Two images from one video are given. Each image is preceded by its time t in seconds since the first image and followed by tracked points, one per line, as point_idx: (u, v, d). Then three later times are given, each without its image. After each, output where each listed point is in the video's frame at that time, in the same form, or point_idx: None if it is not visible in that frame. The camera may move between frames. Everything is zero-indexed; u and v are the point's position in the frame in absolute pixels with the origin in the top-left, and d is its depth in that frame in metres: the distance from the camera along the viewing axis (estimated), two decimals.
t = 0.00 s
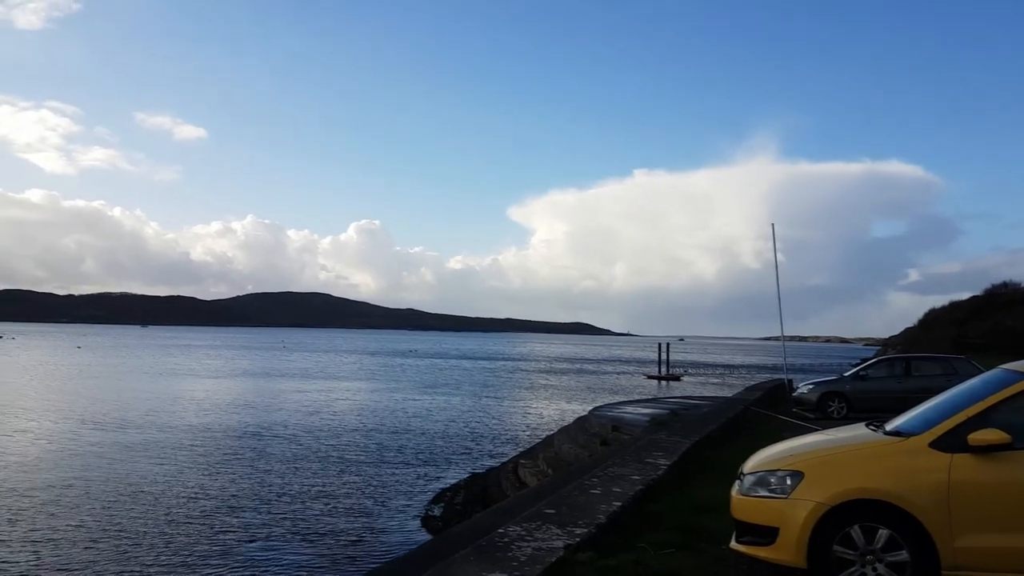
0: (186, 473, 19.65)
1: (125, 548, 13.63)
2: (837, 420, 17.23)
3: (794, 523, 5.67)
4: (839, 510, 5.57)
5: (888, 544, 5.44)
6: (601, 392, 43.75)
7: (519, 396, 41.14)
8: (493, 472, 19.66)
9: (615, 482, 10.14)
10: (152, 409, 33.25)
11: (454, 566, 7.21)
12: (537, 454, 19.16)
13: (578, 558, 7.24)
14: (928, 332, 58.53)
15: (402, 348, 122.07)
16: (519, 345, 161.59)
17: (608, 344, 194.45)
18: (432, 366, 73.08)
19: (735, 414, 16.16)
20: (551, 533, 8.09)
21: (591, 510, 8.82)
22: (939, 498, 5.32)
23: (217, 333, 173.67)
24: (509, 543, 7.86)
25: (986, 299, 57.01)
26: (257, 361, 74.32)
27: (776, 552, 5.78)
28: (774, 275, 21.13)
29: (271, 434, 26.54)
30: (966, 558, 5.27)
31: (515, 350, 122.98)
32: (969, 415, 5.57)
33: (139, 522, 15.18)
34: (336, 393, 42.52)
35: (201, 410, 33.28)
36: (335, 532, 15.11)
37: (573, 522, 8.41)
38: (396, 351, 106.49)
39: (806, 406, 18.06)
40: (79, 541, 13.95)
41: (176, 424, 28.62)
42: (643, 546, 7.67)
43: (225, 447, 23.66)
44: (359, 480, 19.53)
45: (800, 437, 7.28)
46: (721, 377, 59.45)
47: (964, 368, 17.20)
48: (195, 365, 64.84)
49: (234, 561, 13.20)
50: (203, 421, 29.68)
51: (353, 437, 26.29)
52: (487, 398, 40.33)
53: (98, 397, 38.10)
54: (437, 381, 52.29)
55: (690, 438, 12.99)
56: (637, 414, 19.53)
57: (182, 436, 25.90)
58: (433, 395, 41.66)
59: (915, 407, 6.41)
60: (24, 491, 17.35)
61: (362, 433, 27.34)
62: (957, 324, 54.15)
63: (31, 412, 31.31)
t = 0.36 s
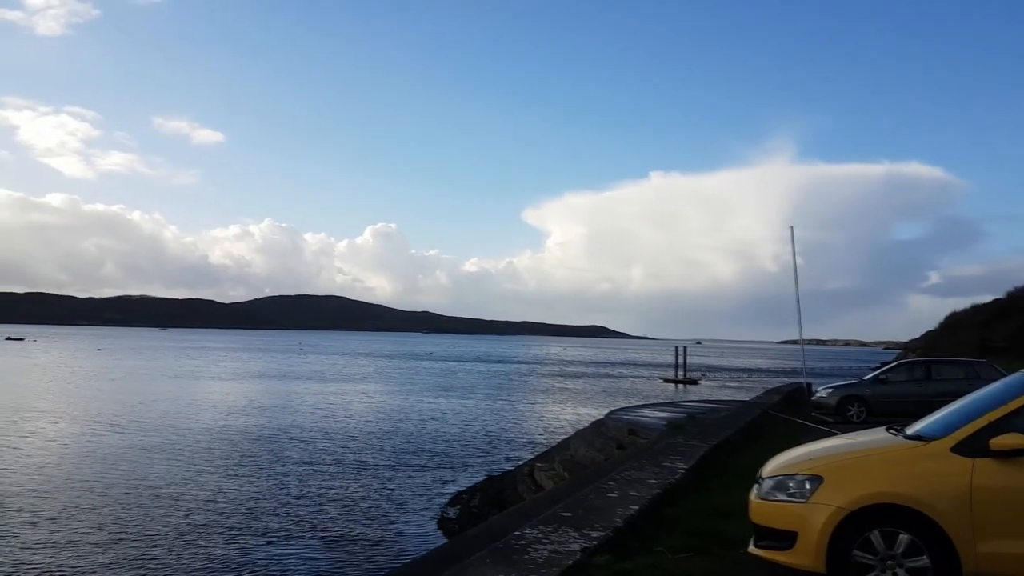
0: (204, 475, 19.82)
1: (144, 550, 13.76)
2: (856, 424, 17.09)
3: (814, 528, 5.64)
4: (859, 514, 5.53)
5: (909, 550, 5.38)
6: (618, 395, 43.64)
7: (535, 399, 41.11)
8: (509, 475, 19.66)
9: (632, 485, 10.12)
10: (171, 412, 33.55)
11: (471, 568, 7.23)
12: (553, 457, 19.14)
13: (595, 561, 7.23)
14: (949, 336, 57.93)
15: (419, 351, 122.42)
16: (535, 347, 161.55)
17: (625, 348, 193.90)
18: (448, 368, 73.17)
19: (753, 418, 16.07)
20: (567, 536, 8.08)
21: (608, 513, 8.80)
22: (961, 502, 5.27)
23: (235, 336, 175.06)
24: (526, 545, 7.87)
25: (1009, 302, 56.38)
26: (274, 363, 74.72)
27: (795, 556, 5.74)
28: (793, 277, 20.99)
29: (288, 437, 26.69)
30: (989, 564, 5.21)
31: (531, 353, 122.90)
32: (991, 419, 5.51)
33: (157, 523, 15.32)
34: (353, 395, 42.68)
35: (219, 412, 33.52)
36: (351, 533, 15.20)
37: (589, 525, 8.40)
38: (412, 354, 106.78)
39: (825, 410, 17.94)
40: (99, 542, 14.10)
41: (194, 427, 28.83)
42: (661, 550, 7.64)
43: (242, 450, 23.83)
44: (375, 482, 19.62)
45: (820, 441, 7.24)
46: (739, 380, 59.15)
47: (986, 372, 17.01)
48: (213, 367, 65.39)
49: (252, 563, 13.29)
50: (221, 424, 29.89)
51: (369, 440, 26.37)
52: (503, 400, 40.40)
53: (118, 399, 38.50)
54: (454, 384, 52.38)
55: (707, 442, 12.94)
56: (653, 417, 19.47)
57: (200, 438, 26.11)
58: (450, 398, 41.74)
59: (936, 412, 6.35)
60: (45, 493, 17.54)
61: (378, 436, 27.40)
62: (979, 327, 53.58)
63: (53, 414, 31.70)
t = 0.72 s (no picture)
0: (222, 476, 19.94)
1: (163, 549, 13.87)
2: (875, 426, 16.96)
3: (832, 530, 5.62)
4: (878, 516, 5.50)
5: (929, 552, 5.35)
6: (634, 397, 43.56)
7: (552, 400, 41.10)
8: (525, 476, 19.68)
9: (649, 486, 10.11)
10: (190, 411, 33.83)
11: (488, 568, 7.26)
12: (569, 458, 19.14)
13: (612, 563, 7.23)
14: (970, 337, 57.37)
15: (435, 351, 122.79)
16: (550, 348, 161.49)
17: (641, 349, 193.56)
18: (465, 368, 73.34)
19: (771, 420, 15.99)
20: (584, 537, 8.09)
21: (625, 515, 8.80)
22: (981, 505, 5.23)
23: (253, 336, 176.29)
24: (543, 546, 7.88)
25: None
26: (292, 363, 75.14)
27: (813, 558, 5.72)
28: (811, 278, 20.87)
29: (305, 437, 26.84)
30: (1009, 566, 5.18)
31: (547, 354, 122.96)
32: (1012, 421, 5.47)
33: (176, 523, 15.42)
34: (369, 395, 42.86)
35: (238, 412, 33.75)
36: (369, 533, 15.30)
37: (606, 526, 8.41)
38: (427, 355, 107.10)
39: (844, 411, 17.82)
40: (121, 542, 14.22)
41: (213, 427, 29.05)
42: (678, 551, 7.64)
43: (260, 450, 23.99)
44: (392, 482, 19.70)
45: (839, 443, 7.20)
46: (756, 382, 58.93)
47: (1008, 373, 16.83)
48: (231, 367, 65.86)
49: (269, 562, 13.38)
50: (239, 424, 30.09)
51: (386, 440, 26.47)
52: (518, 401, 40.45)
53: (138, 398, 38.88)
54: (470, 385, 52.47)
55: (725, 443, 12.89)
56: (670, 419, 19.43)
57: (218, 438, 26.30)
58: (466, 399, 41.83)
59: (956, 413, 6.31)
60: (65, 493, 17.71)
61: (394, 436, 27.50)
62: (1000, 329, 53.04)
63: (73, 414, 32.05)
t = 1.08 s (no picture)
0: (238, 475, 20.02)
1: (179, 549, 13.95)
2: (893, 428, 16.85)
3: (849, 533, 5.57)
4: (896, 518, 5.45)
5: (946, 556, 5.28)
6: (649, 399, 43.40)
7: (566, 402, 41.03)
8: (539, 477, 19.67)
9: (663, 488, 10.07)
10: (206, 411, 34.03)
11: (500, 569, 7.26)
12: (584, 459, 19.09)
13: (626, 564, 7.22)
14: (989, 339, 56.84)
15: (449, 352, 122.99)
16: (564, 349, 161.31)
17: (655, 350, 192.96)
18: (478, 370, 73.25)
19: (788, 422, 15.90)
20: (598, 538, 8.07)
21: (639, 516, 8.78)
22: (1000, 508, 5.17)
23: (267, 337, 177.23)
24: (557, 547, 7.87)
25: None
26: (307, 364, 75.35)
27: (829, 562, 5.67)
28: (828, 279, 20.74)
29: (319, 437, 26.92)
30: None
31: (561, 356, 122.80)
32: None
33: (191, 523, 15.51)
34: (383, 396, 42.93)
35: (252, 413, 33.89)
36: (383, 532, 15.37)
37: (620, 528, 8.37)
38: (441, 356, 107.18)
39: (861, 413, 17.70)
40: (139, 540, 14.35)
41: (228, 427, 29.17)
42: (692, 554, 7.60)
43: (275, 450, 24.09)
44: (407, 483, 19.74)
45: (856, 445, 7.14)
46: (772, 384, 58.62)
47: None
48: (247, 368, 66.23)
49: (284, 562, 13.44)
50: (255, 424, 30.23)
51: (399, 441, 26.49)
52: (532, 403, 40.43)
53: (154, 398, 39.15)
54: (484, 386, 52.49)
55: (740, 446, 12.82)
56: (685, 421, 19.35)
57: (234, 438, 26.44)
58: (480, 400, 41.88)
59: (976, 416, 6.24)
60: (83, 492, 17.83)
61: (408, 437, 27.52)
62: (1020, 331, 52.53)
63: (91, 413, 32.29)
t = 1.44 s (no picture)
0: (262, 477, 20.17)
1: (204, 549, 14.10)
2: (921, 431, 16.62)
3: (877, 536, 5.49)
4: (925, 522, 5.36)
5: (977, 561, 5.19)
6: (672, 401, 43.17)
7: (588, 404, 40.91)
8: (562, 479, 19.60)
9: (688, 492, 9.99)
10: (230, 413, 34.35)
11: (524, 572, 7.24)
12: (607, 461, 19.01)
13: (651, 567, 7.17)
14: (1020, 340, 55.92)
15: (470, 354, 123.29)
16: (586, 351, 160.94)
17: (677, 352, 191.95)
18: (500, 372, 73.19)
19: (814, 424, 15.73)
20: (622, 541, 8.02)
21: (664, 519, 8.72)
22: None
23: (291, 339, 178.56)
24: (581, 549, 7.83)
25: None
26: (330, 366, 75.76)
27: (857, 566, 5.59)
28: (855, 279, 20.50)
29: (342, 439, 27.04)
30: None
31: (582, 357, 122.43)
32: None
33: (216, 524, 15.66)
34: (407, 398, 43.03)
35: (276, 415, 34.12)
36: (405, 534, 15.41)
37: (644, 531, 8.33)
38: (462, 357, 107.27)
39: (889, 415, 17.49)
40: (165, 541, 14.51)
41: (252, 428, 29.38)
42: (718, 557, 7.54)
43: (299, 451, 24.24)
44: (430, 485, 19.77)
45: (884, 448, 7.04)
46: (797, 386, 58.06)
47: None
48: (270, 369, 66.83)
49: (306, 563, 13.53)
50: (278, 425, 30.44)
51: (422, 443, 26.54)
52: (555, 405, 40.34)
53: (180, 400, 39.63)
54: (506, 388, 52.48)
55: (766, 449, 12.69)
56: (710, 423, 19.22)
57: (258, 439, 26.63)
58: (502, 402, 41.90)
59: (1008, 418, 6.13)
60: (110, 493, 18.07)
61: (431, 439, 27.56)
62: None
63: (118, 415, 32.74)
